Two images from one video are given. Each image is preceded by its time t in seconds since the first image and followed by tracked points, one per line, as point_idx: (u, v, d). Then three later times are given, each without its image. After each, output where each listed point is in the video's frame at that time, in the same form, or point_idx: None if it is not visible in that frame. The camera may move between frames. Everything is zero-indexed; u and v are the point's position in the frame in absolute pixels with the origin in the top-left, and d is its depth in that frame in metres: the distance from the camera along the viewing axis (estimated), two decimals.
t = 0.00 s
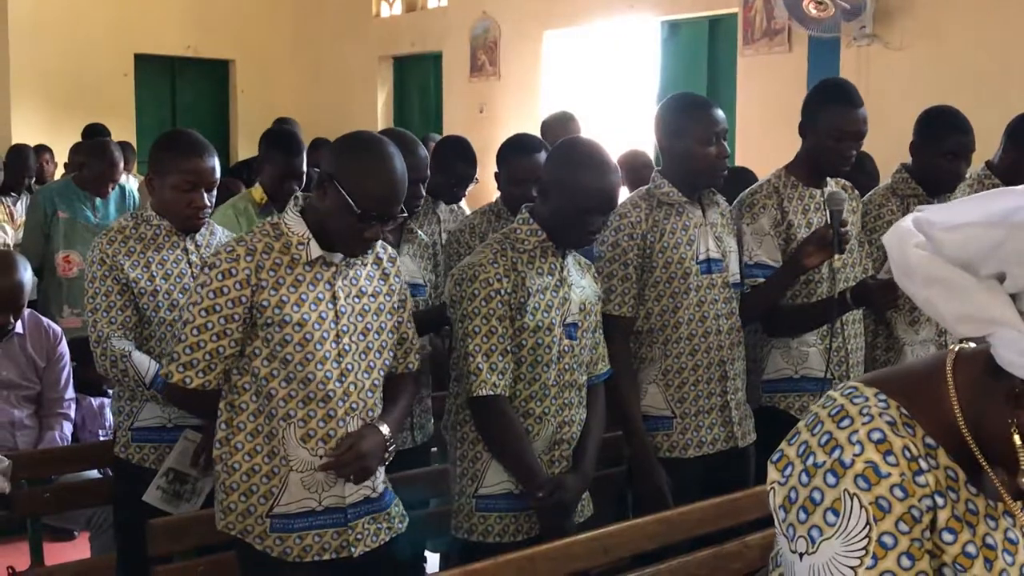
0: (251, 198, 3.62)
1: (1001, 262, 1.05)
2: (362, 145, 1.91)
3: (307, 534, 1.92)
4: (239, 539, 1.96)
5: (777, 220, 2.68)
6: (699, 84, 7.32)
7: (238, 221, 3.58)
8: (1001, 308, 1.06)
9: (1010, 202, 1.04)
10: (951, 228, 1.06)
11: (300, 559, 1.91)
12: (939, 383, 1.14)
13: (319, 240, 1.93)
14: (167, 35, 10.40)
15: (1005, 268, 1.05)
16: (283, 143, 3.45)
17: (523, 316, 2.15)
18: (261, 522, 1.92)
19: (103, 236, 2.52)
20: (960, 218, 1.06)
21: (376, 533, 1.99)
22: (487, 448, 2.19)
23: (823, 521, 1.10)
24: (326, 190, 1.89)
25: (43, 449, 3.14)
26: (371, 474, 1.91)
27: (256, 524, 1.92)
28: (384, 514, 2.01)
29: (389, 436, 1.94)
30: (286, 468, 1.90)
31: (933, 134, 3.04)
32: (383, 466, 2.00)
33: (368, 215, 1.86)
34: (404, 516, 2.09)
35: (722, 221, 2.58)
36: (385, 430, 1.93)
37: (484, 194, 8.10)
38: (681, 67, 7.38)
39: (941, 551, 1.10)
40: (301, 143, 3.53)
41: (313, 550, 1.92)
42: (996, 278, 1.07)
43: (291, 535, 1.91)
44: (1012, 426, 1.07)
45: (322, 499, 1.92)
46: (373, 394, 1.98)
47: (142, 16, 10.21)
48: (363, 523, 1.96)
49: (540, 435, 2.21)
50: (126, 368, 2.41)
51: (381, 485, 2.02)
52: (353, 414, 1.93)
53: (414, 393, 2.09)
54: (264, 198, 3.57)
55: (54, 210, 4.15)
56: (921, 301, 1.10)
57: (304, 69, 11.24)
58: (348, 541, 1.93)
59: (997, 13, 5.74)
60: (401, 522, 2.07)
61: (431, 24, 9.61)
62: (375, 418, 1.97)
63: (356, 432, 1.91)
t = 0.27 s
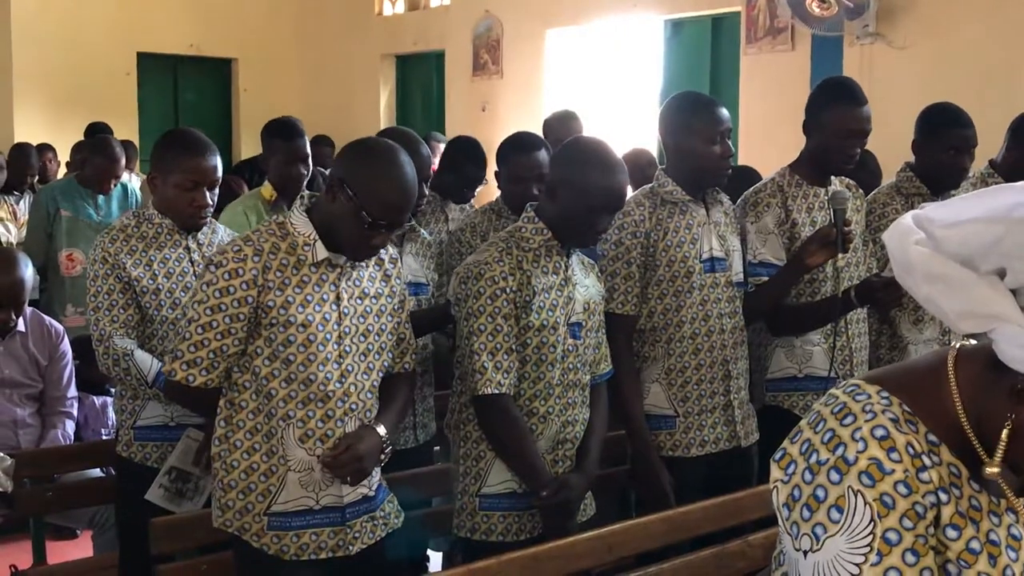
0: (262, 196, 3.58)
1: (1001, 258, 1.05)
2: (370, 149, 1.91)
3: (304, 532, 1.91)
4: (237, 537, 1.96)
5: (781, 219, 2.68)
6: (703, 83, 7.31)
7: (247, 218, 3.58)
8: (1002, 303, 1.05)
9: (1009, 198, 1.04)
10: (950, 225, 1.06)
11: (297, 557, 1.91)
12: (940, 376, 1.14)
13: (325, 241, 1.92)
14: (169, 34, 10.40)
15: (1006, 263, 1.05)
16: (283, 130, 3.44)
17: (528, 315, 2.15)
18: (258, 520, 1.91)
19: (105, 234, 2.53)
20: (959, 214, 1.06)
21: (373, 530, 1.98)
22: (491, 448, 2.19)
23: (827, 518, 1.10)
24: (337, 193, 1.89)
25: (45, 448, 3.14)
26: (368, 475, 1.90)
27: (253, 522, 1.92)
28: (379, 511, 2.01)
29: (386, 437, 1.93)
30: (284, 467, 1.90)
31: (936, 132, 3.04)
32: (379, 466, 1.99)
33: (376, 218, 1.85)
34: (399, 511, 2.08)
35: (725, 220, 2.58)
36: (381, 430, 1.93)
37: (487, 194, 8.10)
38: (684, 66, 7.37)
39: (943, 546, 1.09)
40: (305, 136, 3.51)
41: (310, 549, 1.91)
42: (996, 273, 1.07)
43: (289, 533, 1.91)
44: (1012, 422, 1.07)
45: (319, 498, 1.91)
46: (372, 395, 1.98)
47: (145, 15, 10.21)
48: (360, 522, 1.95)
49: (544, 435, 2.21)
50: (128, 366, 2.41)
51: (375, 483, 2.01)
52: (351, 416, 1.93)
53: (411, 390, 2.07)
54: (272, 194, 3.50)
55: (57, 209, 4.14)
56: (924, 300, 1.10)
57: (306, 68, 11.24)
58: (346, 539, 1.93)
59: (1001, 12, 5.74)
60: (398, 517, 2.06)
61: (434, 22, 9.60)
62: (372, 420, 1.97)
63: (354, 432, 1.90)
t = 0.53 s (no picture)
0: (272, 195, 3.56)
1: (1003, 258, 1.04)
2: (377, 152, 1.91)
3: (310, 531, 1.91)
4: (242, 536, 1.96)
5: (784, 219, 2.69)
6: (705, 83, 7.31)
7: (256, 218, 3.53)
8: (1004, 303, 1.05)
9: (1009, 198, 1.03)
10: (953, 225, 1.06)
11: (303, 556, 1.91)
12: (940, 376, 1.14)
13: (334, 243, 1.92)
14: (171, 34, 10.40)
15: (1008, 264, 1.05)
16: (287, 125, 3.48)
17: (534, 316, 2.15)
18: (264, 520, 1.92)
19: (107, 235, 2.52)
20: (961, 214, 1.06)
21: (378, 528, 1.99)
22: (498, 448, 2.19)
23: (829, 518, 1.10)
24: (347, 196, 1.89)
25: (47, 448, 3.13)
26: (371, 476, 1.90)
27: (259, 521, 1.92)
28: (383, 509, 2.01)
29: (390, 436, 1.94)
30: (290, 467, 1.90)
31: (939, 130, 3.04)
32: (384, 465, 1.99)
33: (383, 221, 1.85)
34: (403, 508, 2.09)
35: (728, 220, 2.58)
36: (385, 431, 1.94)
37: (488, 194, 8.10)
38: (686, 66, 7.37)
39: (944, 544, 1.09)
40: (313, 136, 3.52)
41: (316, 547, 1.91)
42: (999, 273, 1.07)
43: (295, 532, 1.91)
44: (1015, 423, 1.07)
45: (325, 497, 1.92)
46: (377, 394, 1.99)
47: (147, 15, 10.21)
48: (365, 520, 1.95)
49: (550, 435, 2.21)
50: (130, 367, 2.41)
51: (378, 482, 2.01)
52: (356, 416, 1.93)
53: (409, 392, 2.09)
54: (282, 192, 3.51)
55: (59, 209, 4.14)
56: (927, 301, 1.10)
57: (308, 68, 11.24)
58: (351, 538, 1.93)
59: (1003, 11, 5.73)
60: (400, 514, 2.07)
61: (436, 23, 9.60)
62: (376, 419, 1.98)
63: (359, 432, 1.91)
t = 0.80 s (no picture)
0: (280, 194, 3.66)
1: (1002, 259, 1.04)
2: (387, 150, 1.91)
3: (324, 531, 1.92)
4: (257, 537, 1.97)
5: (785, 220, 2.68)
6: (708, 83, 7.31)
7: (264, 216, 3.63)
8: (1004, 303, 1.05)
9: (1007, 199, 1.03)
10: (952, 226, 1.06)
11: (317, 555, 1.92)
12: (940, 377, 1.14)
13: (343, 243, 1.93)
14: (174, 36, 10.42)
15: (1007, 264, 1.04)
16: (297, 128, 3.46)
17: (540, 318, 2.16)
18: (278, 520, 1.93)
19: (109, 236, 2.53)
20: (960, 216, 1.06)
21: (390, 529, 2.00)
22: (504, 449, 2.19)
23: (831, 520, 1.10)
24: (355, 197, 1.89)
25: (51, 449, 3.14)
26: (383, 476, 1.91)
27: (273, 522, 1.93)
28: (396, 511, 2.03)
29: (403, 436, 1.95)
30: (303, 468, 1.91)
31: (941, 131, 3.03)
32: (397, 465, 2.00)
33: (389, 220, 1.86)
34: (416, 510, 2.11)
35: (731, 221, 2.57)
36: (398, 430, 1.94)
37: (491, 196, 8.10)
38: (688, 67, 7.37)
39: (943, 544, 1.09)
40: (322, 135, 3.53)
41: (330, 548, 1.92)
42: (998, 274, 1.07)
43: (308, 532, 1.92)
44: (1014, 424, 1.06)
45: (339, 497, 1.93)
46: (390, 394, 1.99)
47: (150, 17, 10.22)
48: (378, 520, 1.97)
49: (556, 437, 2.21)
50: (133, 368, 2.41)
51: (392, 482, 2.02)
52: (369, 415, 1.94)
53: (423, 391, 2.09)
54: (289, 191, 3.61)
55: (63, 210, 4.14)
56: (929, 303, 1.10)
57: (311, 70, 11.25)
58: (364, 538, 1.94)
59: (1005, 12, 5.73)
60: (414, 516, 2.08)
61: (438, 24, 9.61)
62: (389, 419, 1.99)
63: (371, 432, 1.91)
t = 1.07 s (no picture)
0: (289, 195, 3.66)
1: (998, 259, 1.04)
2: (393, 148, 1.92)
3: (339, 530, 1.93)
4: (273, 536, 1.98)
5: (787, 220, 2.68)
6: (709, 84, 7.30)
7: (274, 216, 3.63)
8: (999, 303, 1.05)
9: (1002, 199, 1.03)
10: (949, 227, 1.06)
11: (332, 554, 1.93)
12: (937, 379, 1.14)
13: (351, 240, 1.94)
14: (176, 38, 10.42)
15: (1003, 264, 1.04)
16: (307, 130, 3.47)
17: (545, 319, 2.16)
18: (294, 518, 1.94)
19: (113, 238, 2.53)
20: (956, 217, 1.06)
21: (405, 530, 2.01)
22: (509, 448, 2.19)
23: (834, 521, 1.10)
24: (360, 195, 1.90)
25: (54, 452, 3.14)
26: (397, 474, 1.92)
27: (289, 520, 1.94)
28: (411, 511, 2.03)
29: (417, 434, 1.97)
30: (318, 466, 1.92)
31: (942, 131, 3.04)
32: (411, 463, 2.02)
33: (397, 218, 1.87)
34: (431, 512, 2.11)
35: (733, 222, 2.57)
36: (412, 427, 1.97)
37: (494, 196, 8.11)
38: (690, 68, 7.37)
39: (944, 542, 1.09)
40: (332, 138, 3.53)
41: (345, 546, 1.94)
42: (994, 275, 1.07)
43: (323, 531, 1.93)
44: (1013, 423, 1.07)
45: (353, 496, 1.94)
46: (403, 393, 2.00)
47: (152, 18, 10.23)
48: (392, 519, 1.98)
49: (563, 437, 2.23)
50: (136, 369, 2.41)
51: (407, 481, 2.04)
52: (383, 413, 1.95)
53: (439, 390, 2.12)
54: (299, 191, 3.62)
55: (66, 213, 4.15)
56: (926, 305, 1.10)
57: (312, 71, 11.25)
58: (379, 536, 1.95)
59: (1007, 12, 5.73)
60: (428, 518, 2.09)
61: (440, 25, 9.62)
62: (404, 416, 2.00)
63: (386, 430, 1.93)
